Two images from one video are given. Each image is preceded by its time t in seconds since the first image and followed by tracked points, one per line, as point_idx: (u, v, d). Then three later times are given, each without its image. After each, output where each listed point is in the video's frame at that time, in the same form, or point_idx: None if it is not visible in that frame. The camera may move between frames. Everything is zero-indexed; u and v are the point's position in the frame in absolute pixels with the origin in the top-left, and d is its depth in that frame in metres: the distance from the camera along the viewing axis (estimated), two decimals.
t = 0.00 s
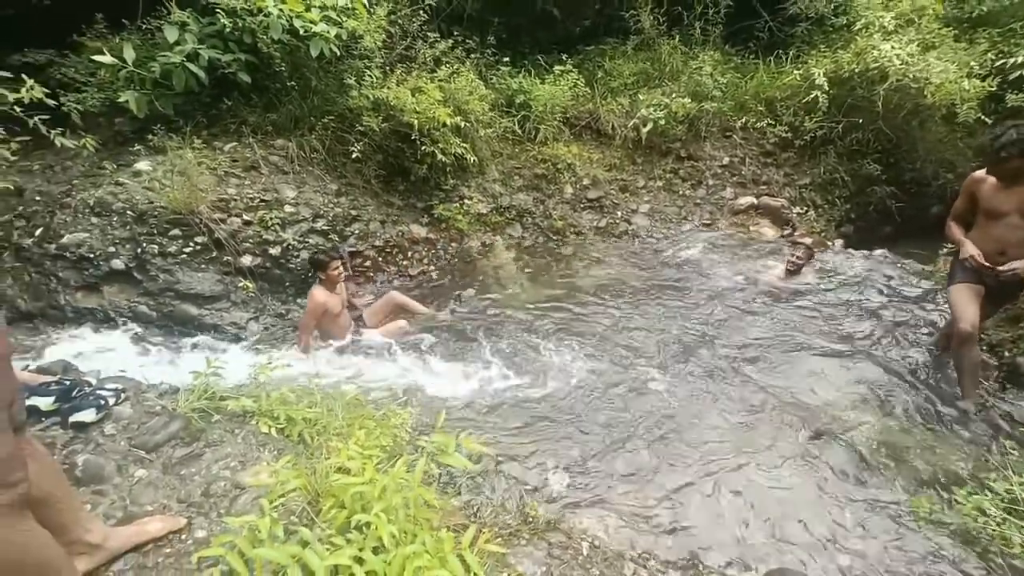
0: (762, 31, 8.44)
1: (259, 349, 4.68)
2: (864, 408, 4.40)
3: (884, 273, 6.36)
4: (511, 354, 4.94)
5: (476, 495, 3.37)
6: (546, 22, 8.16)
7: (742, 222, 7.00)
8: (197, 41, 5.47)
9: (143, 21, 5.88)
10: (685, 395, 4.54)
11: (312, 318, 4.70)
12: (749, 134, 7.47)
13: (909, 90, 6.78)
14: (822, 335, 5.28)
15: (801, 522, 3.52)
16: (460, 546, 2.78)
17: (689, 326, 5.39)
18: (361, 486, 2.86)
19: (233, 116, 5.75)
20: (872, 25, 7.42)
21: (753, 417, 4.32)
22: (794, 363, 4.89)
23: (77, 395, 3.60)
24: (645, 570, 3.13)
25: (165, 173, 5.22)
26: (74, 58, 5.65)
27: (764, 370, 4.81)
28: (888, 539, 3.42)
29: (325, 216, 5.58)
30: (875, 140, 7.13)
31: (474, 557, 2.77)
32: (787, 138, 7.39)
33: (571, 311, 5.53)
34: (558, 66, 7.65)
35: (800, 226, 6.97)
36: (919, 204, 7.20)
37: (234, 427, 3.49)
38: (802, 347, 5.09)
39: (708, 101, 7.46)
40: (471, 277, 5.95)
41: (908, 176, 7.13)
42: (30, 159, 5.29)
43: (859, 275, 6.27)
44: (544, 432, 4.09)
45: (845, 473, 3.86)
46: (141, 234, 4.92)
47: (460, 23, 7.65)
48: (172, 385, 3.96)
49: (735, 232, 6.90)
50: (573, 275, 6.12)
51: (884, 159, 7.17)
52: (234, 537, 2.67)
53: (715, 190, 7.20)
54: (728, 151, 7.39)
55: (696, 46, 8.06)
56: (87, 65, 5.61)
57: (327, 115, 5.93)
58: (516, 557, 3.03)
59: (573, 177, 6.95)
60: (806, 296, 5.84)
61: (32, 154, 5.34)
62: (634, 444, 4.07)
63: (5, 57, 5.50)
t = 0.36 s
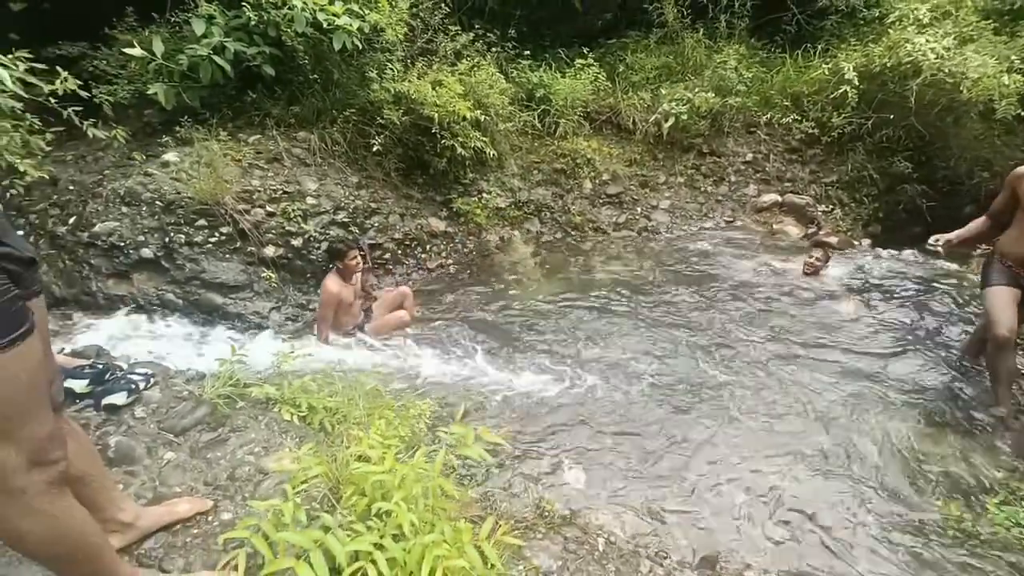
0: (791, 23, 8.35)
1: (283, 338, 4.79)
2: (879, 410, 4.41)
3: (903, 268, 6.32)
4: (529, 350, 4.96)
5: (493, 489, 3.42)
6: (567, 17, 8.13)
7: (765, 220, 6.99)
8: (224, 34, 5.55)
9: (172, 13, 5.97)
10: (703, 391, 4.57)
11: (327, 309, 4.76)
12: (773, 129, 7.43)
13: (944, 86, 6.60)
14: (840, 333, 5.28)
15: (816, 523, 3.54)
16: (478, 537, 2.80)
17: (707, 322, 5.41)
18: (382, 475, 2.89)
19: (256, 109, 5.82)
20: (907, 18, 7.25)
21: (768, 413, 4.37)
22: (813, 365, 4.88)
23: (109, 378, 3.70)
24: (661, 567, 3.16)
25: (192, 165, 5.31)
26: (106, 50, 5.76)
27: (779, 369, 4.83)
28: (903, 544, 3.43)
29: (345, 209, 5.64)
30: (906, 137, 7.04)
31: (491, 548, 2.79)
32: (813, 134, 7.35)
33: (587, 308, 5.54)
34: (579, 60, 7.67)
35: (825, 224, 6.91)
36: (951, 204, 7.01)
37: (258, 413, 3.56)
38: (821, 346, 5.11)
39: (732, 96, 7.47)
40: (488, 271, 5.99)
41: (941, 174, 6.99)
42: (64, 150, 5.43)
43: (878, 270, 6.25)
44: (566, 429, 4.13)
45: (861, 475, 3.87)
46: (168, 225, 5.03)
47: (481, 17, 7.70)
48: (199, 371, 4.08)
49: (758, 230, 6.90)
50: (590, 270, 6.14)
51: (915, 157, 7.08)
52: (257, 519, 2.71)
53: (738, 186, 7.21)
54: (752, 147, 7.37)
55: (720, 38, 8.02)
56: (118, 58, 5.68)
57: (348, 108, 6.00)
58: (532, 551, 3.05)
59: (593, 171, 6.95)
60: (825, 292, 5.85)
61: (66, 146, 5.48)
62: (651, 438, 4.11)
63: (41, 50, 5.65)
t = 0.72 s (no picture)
0: (807, 17, 8.32)
1: (296, 331, 4.86)
2: (887, 410, 4.40)
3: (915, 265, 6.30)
4: (538, 346, 4.97)
5: (502, 482, 3.44)
6: (580, 9, 8.17)
7: (779, 216, 6.94)
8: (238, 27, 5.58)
9: (187, 6, 5.99)
10: (712, 387, 4.59)
11: (345, 304, 4.79)
12: (788, 125, 7.37)
13: (967, 80, 6.56)
14: (850, 331, 5.28)
15: (824, 522, 3.55)
16: (487, 531, 2.82)
17: (716, 319, 5.41)
18: (391, 468, 2.90)
19: (270, 103, 5.87)
20: (929, 10, 7.06)
21: (777, 410, 4.38)
22: (822, 363, 4.88)
23: (125, 368, 3.75)
24: (669, 565, 3.18)
25: (205, 158, 5.34)
26: (122, 43, 5.81)
27: (788, 366, 4.84)
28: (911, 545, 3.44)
29: (357, 203, 5.67)
30: (925, 132, 7.03)
31: (499, 542, 2.81)
32: (830, 130, 7.29)
33: (594, 304, 5.55)
34: (592, 53, 7.63)
35: (839, 220, 6.92)
36: (970, 201, 7.05)
37: (270, 404, 3.60)
38: (830, 343, 5.11)
39: (748, 90, 7.40)
40: (497, 266, 6.01)
41: (961, 171, 7.02)
42: (82, 143, 5.49)
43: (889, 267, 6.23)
44: (578, 423, 4.15)
45: (870, 474, 3.87)
46: (182, 217, 5.08)
47: (493, 10, 7.69)
48: (212, 362, 4.13)
49: (772, 228, 6.84)
50: (600, 266, 6.14)
51: (936, 153, 7.06)
52: (269, 510, 2.74)
53: (752, 182, 7.18)
54: (766, 142, 7.32)
55: (736, 32, 7.98)
56: (134, 52, 5.73)
57: (360, 101, 6.01)
58: (540, 545, 3.07)
59: (604, 166, 6.94)
60: (835, 289, 5.85)
61: (83, 138, 5.54)
62: (659, 434, 4.13)
63: (59, 43, 5.71)
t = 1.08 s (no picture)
0: (819, 5, 8.25)
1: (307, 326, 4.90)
2: (897, 404, 4.38)
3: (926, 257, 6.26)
4: (546, 339, 4.98)
5: (511, 475, 3.46)
6: None
7: (791, 208, 6.93)
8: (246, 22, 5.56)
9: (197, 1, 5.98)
10: (722, 380, 4.59)
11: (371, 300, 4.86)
12: (801, 114, 7.34)
13: (986, 66, 6.46)
14: (862, 323, 5.25)
15: (834, 515, 3.55)
16: (496, 525, 2.83)
17: (726, 312, 5.39)
18: (401, 462, 2.91)
19: (278, 97, 5.86)
20: None
21: (786, 403, 4.37)
22: (832, 355, 4.87)
23: (139, 362, 3.75)
24: (679, 559, 3.18)
25: (215, 153, 5.36)
26: (132, 39, 5.82)
27: (798, 359, 4.83)
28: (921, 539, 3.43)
29: (365, 197, 5.68)
30: (943, 120, 6.93)
31: (508, 535, 2.83)
32: (844, 119, 7.24)
33: (603, 297, 5.54)
34: (601, 44, 7.59)
35: (854, 212, 6.89)
36: (988, 191, 6.91)
37: (281, 398, 3.62)
38: (840, 335, 5.10)
39: (759, 80, 7.37)
40: (506, 260, 6.01)
41: (980, 160, 6.87)
42: (94, 139, 5.50)
43: (899, 259, 6.20)
44: (590, 416, 4.17)
45: (880, 468, 3.86)
46: (193, 212, 5.10)
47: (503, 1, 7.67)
48: (224, 356, 4.17)
49: (784, 219, 6.83)
50: (608, 259, 6.13)
51: (953, 142, 6.95)
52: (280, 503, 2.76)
53: (763, 173, 7.15)
54: (779, 132, 7.30)
55: (747, 20, 7.93)
56: (145, 47, 5.75)
57: (368, 95, 6.02)
58: (549, 539, 3.08)
59: (613, 159, 6.92)
60: (845, 280, 5.82)
61: (95, 134, 5.55)
62: (668, 427, 4.14)
63: (70, 39, 5.69)
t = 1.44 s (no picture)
0: None
1: (300, 323, 4.86)
2: (893, 392, 4.38)
3: (920, 245, 6.26)
4: (542, 331, 4.96)
5: (508, 470, 3.47)
6: None
7: (784, 199, 6.96)
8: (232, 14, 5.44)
9: None
10: (718, 371, 4.58)
11: (380, 290, 4.75)
12: (794, 105, 7.31)
13: (978, 55, 6.48)
14: (856, 314, 5.25)
15: (831, 504, 3.55)
16: (494, 520, 2.80)
17: (721, 303, 5.38)
18: (397, 458, 2.88)
19: (267, 90, 5.85)
20: None
21: (783, 393, 4.36)
22: (828, 344, 4.87)
23: (130, 360, 3.73)
24: (676, 549, 3.16)
25: (205, 148, 5.31)
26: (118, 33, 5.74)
27: (793, 348, 4.83)
28: (916, 525, 3.43)
29: (358, 191, 5.63)
30: (934, 111, 6.96)
31: (506, 529, 2.80)
32: (837, 110, 7.21)
33: (597, 289, 5.54)
34: (593, 35, 7.54)
35: (846, 203, 6.93)
36: (978, 181, 7.10)
37: (276, 395, 3.59)
38: (835, 324, 5.10)
39: (753, 70, 7.34)
40: (500, 253, 5.98)
41: (971, 150, 7.00)
42: (80, 134, 5.44)
43: (893, 248, 6.19)
44: (585, 409, 4.15)
45: (877, 456, 3.86)
46: (183, 208, 5.05)
47: None
48: (216, 353, 4.13)
49: (778, 210, 6.85)
50: (603, 252, 6.10)
51: (945, 132, 7.00)
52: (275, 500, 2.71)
53: (757, 164, 7.15)
54: (771, 123, 7.27)
55: (741, 10, 7.91)
56: (129, 39, 5.65)
57: (359, 88, 5.95)
58: (546, 531, 3.06)
59: (607, 151, 6.90)
60: (839, 269, 5.82)
61: (81, 129, 5.50)
62: (665, 418, 4.12)
63: (53, 32, 5.62)
